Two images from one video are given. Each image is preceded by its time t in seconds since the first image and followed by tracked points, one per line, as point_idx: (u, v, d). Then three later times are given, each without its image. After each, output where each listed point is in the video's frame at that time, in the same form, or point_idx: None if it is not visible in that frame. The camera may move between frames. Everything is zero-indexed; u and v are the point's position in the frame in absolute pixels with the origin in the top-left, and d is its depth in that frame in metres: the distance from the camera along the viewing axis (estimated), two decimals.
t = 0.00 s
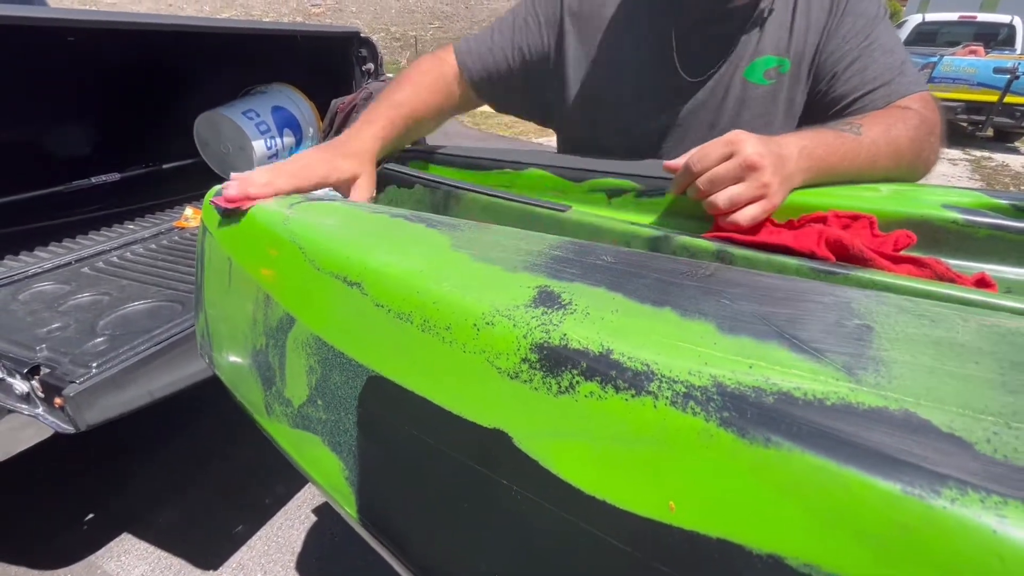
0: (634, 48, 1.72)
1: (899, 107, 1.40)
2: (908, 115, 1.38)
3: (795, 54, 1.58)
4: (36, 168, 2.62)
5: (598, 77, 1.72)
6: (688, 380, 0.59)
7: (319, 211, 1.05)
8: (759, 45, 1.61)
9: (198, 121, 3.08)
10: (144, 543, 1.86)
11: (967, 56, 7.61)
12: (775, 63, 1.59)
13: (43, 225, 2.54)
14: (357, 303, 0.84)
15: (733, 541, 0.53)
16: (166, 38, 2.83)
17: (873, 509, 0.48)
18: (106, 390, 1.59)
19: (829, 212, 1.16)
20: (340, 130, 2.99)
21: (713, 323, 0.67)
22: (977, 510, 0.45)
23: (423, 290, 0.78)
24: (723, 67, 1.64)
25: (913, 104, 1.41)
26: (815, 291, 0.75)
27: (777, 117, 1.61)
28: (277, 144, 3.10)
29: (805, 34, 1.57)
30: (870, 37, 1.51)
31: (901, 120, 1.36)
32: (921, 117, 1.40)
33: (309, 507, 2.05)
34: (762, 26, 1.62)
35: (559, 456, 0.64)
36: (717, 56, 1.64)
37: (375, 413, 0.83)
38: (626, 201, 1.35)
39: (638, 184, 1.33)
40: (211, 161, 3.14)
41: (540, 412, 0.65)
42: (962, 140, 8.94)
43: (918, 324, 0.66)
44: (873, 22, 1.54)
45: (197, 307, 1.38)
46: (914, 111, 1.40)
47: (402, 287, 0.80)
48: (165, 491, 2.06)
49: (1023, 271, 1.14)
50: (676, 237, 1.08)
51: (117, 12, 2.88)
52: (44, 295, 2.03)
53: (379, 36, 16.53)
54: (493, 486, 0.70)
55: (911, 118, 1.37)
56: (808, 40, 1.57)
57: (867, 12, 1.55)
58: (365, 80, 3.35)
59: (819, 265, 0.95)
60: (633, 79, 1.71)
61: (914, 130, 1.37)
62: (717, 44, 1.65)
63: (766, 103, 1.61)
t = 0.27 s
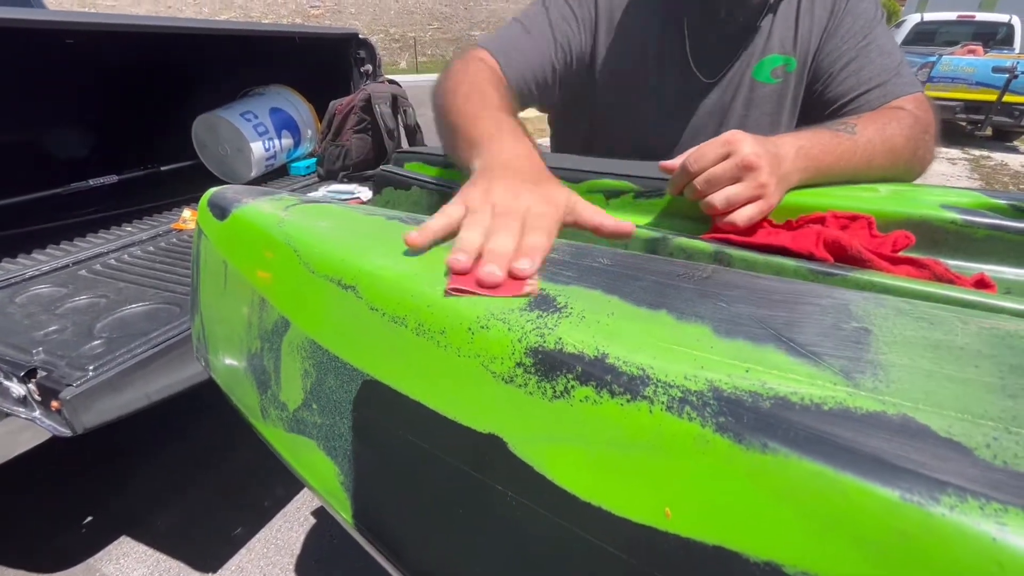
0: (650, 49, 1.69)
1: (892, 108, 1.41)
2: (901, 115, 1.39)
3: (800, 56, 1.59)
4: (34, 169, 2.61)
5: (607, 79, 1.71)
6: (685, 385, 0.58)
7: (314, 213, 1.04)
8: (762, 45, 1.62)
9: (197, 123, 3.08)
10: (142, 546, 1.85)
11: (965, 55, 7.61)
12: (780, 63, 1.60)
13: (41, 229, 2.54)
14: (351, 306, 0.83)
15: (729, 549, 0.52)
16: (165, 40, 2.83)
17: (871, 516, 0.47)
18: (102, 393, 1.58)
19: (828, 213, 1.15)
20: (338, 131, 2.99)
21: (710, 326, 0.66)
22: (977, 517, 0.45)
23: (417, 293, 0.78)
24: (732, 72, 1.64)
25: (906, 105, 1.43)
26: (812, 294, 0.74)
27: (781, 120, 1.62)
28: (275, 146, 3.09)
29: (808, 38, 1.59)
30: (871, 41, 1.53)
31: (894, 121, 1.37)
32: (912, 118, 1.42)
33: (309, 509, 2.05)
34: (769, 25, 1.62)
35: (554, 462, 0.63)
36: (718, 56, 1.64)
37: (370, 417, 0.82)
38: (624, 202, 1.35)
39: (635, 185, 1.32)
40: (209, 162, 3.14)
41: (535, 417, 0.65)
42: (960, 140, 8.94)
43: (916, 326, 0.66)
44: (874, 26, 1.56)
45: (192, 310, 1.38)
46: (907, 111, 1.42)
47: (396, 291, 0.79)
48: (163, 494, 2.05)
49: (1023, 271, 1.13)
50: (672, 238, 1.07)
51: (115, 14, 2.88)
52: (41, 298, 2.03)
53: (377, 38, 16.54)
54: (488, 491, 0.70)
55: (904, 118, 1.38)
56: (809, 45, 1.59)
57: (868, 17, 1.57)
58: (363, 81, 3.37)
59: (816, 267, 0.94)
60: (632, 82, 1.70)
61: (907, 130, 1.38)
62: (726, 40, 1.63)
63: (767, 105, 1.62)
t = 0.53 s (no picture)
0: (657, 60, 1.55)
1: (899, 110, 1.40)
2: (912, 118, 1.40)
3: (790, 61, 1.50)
4: (32, 172, 2.61)
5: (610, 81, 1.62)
6: (683, 388, 0.58)
7: (312, 215, 1.04)
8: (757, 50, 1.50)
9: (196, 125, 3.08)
10: (141, 549, 1.85)
11: (965, 55, 7.61)
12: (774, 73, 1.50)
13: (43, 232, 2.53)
14: (349, 308, 0.83)
15: (729, 553, 0.52)
16: (164, 42, 2.83)
17: (872, 519, 0.47)
18: (100, 396, 1.57)
19: (828, 213, 1.15)
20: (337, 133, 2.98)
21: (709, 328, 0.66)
22: (979, 521, 0.44)
23: (415, 295, 0.77)
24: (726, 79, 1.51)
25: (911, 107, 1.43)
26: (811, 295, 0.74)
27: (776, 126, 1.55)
28: (274, 147, 3.09)
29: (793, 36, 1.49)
30: (857, 44, 1.47)
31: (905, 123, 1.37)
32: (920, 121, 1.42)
33: (308, 511, 2.04)
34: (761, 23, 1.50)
35: (553, 465, 0.62)
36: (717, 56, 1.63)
37: (368, 420, 0.82)
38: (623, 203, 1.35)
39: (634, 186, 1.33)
40: (208, 164, 3.14)
41: (533, 419, 0.64)
42: (960, 140, 8.94)
43: (917, 328, 0.66)
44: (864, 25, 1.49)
45: (190, 312, 1.37)
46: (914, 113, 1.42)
47: (394, 293, 0.79)
48: (162, 496, 2.05)
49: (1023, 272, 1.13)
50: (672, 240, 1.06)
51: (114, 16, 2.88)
52: (40, 301, 2.02)
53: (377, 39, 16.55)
54: (486, 494, 0.69)
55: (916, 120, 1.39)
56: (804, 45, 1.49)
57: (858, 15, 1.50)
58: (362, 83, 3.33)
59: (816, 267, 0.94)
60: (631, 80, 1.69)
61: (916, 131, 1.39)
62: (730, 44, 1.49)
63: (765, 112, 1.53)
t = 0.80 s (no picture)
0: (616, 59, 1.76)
1: (889, 110, 1.42)
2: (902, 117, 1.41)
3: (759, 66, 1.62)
4: (33, 175, 2.61)
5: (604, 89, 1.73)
6: (679, 388, 0.58)
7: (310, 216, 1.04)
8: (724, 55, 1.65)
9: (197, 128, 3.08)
10: (141, 552, 1.84)
11: (964, 57, 7.62)
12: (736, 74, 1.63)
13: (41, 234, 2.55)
14: (345, 309, 0.83)
15: (723, 553, 0.52)
16: (166, 46, 2.83)
17: (866, 519, 0.47)
18: (100, 398, 1.58)
19: (826, 214, 1.16)
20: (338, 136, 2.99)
21: (705, 329, 0.66)
22: (973, 521, 0.44)
23: (411, 296, 0.77)
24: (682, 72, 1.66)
25: (902, 108, 1.44)
26: (808, 296, 0.74)
27: (745, 123, 1.65)
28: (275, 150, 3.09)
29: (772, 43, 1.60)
30: (845, 47, 1.53)
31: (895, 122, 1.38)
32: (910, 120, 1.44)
33: (307, 514, 2.04)
34: (727, 32, 1.65)
35: (548, 465, 0.62)
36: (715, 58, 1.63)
37: (364, 421, 0.82)
38: (622, 205, 1.36)
39: (633, 188, 1.34)
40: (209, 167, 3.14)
41: (528, 420, 0.64)
42: (960, 142, 8.94)
43: (913, 328, 0.65)
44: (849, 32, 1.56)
45: (190, 315, 1.37)
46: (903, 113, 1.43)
47: (391, 294, 0.79)
48: (162, 499, 2.05)
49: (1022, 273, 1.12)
50: (670, 240, 1.06)
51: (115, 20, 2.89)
52: (40, 303, 2.03)
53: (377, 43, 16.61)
54: (483, 496, 0.69)
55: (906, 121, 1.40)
56: (776, 54, 1.61)
57: (844, 22, 1.57)
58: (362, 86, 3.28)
59: (814, 268, 0.94)
60: (615, 77, 1.74)
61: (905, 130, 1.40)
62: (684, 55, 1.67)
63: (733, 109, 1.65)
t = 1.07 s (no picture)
0: (574, 63, 1.80)
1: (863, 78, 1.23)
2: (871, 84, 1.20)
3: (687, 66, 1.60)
4: (36, 179, 2.62)
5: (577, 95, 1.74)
6: (683, 393, 0.57)
7: (313, 221, 1.04)
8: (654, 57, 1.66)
9: (199, 132, 3.08)
10: (141, 556, 1.84)
11: (964, 62, 7.63)
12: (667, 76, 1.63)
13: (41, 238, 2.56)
14: (348, 314, 0.83)
15: (729, 560, 0.51)
16: (169, 51, 2.84)
17: (872, 525, 0.46)
18: (101, 403, 1.57)
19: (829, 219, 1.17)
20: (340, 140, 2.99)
21: (709, 333, 0.65)
22: (980, 528, 0.44)
23: (414, 300, 0.77)
24: (615, 75, 1.70)
25: (858, 77, 1.24)
26: (812, 300, 0.74)
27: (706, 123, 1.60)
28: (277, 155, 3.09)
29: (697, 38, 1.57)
30: (778, 28, 1.42)
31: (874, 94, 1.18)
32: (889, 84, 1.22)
33: (308, 519, 2.03)
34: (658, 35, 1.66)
35: (552, 471, 0.62)
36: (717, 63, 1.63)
37: (367, 426, 0.82)
38: (622, 210, 1.36)
39: (635, 192, 1.34)
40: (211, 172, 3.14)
41: (532, 425, 0.64)
42: (961, 147, 8.93)
43: (918, 333, 0.65)
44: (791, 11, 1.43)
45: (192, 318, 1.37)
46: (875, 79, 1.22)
47: (393, 298, 0.79)
48: (163, 503, 2.04)
49: None
50: (672, 245, 1.08)
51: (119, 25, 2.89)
52: (42, 307, 2.03)
53: (380, 48, 16.70)
54: (486, 501, 0.69)
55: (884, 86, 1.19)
56: (705, 48, 1.56)
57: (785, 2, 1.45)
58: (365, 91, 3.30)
59: (816, 273, 0.96)
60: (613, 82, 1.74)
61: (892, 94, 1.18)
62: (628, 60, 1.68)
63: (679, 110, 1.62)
